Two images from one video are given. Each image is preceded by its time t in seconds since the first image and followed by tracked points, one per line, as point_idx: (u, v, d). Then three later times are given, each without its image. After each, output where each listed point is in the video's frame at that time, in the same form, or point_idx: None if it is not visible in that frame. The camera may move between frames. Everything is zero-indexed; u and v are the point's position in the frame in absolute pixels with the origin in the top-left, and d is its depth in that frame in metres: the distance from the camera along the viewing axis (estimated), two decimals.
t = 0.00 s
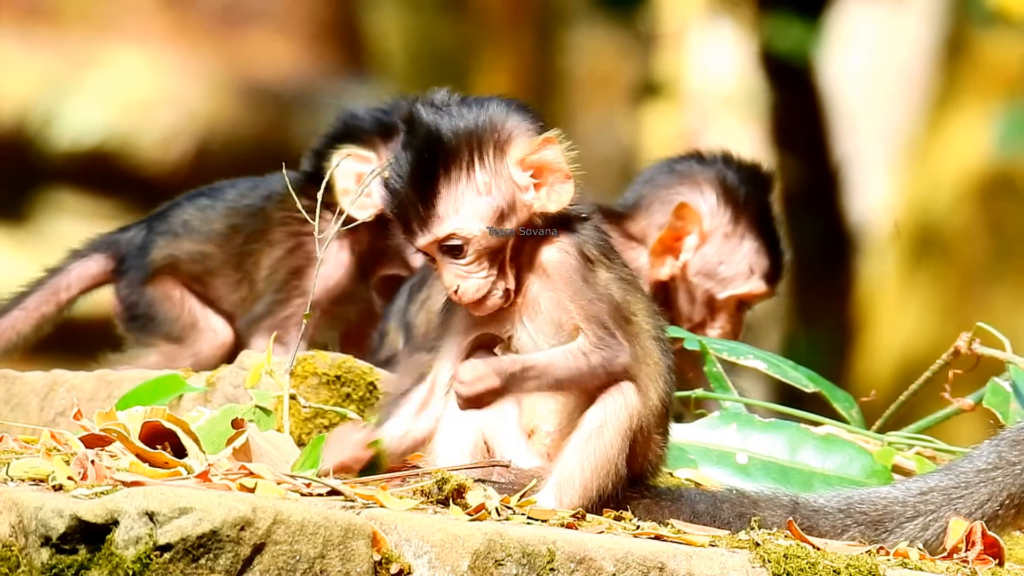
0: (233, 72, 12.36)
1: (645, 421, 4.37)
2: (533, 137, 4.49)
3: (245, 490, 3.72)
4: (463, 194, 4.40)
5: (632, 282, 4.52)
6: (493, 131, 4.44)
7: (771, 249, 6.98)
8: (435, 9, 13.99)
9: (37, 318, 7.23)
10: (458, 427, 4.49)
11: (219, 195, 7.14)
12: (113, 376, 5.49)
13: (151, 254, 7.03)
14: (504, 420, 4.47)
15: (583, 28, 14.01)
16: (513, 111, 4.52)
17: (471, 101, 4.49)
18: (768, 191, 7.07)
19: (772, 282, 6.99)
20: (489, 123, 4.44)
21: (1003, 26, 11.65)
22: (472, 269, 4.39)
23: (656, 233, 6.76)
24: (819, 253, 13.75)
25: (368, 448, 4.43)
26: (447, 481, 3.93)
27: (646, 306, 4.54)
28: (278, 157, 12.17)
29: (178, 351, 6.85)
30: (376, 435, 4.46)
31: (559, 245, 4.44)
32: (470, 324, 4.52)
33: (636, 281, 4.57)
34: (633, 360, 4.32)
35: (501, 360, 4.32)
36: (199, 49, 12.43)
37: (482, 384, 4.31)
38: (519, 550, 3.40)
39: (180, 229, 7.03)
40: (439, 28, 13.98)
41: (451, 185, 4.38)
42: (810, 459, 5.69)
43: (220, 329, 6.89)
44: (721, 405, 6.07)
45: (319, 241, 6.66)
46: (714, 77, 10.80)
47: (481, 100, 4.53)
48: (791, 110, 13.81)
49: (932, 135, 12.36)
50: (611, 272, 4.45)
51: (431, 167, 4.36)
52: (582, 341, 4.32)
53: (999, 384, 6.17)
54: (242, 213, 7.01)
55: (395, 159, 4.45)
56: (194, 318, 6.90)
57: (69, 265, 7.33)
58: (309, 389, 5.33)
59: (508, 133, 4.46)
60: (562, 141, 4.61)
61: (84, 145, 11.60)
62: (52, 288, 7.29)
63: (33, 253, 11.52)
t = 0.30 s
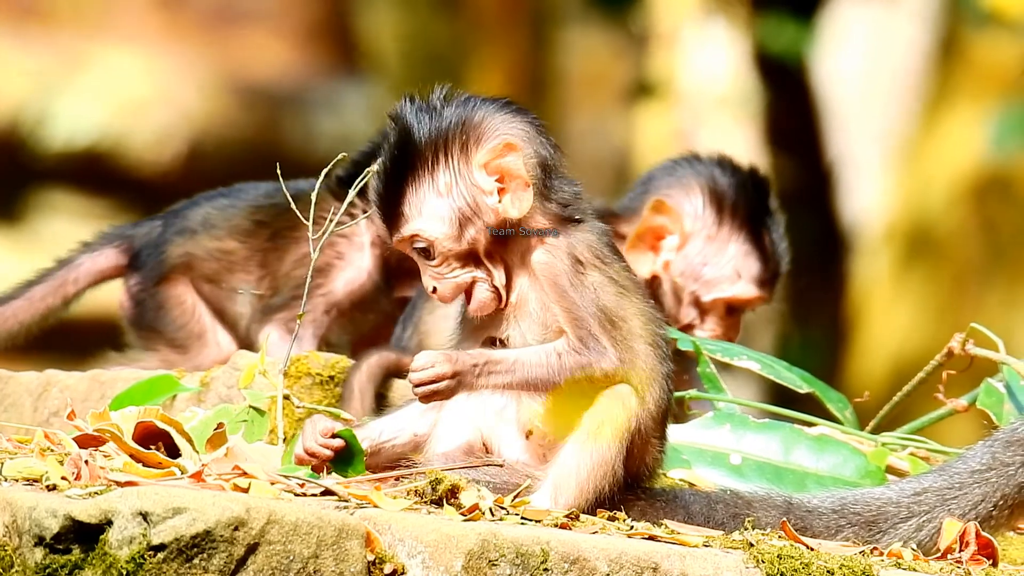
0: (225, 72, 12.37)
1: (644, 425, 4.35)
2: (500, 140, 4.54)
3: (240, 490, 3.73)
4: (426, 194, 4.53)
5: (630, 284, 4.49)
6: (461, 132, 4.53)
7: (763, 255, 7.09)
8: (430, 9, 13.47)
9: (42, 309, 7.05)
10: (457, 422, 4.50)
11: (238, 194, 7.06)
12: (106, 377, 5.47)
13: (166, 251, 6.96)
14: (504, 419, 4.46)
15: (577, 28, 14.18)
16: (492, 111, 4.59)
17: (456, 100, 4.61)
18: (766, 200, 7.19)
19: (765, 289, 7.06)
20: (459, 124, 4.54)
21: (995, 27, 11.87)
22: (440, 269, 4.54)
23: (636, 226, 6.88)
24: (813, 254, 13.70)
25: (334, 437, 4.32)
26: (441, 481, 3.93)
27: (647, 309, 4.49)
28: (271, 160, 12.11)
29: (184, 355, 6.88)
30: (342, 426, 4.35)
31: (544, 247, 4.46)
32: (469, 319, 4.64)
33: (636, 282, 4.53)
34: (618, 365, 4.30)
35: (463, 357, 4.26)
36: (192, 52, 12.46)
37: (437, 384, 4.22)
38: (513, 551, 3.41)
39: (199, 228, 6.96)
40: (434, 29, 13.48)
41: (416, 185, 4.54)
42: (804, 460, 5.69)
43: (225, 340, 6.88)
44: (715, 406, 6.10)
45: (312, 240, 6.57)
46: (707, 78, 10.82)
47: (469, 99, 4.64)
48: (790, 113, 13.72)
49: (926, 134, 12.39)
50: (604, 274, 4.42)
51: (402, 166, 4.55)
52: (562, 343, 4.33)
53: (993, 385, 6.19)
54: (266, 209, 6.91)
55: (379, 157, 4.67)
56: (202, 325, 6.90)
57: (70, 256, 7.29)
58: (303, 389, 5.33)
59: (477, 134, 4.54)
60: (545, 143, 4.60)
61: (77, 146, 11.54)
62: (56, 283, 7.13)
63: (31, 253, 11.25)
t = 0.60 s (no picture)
0: (218, 71, 12.36)
1: (642, 433, 4.37)
2: (512, 146, 4.47)
3: (232, 491, 3.72)
4: (434, 196, 4.51)
5: (646, 291, 4.42)
6: (475, 135, 4.48)
7: (729, 228, 7.29)
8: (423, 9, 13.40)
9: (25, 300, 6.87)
10: (458, 419, 4.58)
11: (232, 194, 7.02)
12: (98, 377, 5.47)
13: (157, 235, 6.78)
14: (503, 417, 4.57)
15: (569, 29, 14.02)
16: (510, 115, 4.53)
17: (476, 101, 4.55)
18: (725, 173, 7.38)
19: (735, 263, 7.24)
20: (473, 128, 4.48)
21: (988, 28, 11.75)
22: (446, 268, 4.55)
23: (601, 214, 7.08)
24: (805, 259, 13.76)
25: (360, 423, 4.59)
26: (433, 482, 3.93)
27: (661, 318, 4.46)
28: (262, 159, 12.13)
29: (180, 300, 6.65)
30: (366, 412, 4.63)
31: (554, 249, 4.43)
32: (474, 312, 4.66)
33: (654, 291, 4.48)
34: (632, 370, 4.29)
35: (464, 358, 4.25)
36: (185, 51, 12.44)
37: (437, 381, 4.20)
38: (506, 551, 3.40)
39: (196, 218, 6.82)
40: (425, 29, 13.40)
41: (427, 187, 4.51)
42: (797, 460, 5.70)
43: (211, 262, 6.74)
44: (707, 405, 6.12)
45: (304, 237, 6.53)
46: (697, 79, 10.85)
47: (490, 100, 4.58)
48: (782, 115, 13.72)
49: (918, 134, 12.44)
50: (615, 279, 4.36)
51: (417, 166, 4.53)
52: (569, 345, 4.33)
53: (985, 385, 6.20)
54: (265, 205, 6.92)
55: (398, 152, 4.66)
56: (178, 264, 6.71)
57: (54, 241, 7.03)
58: (296, 389, 5.33)
59: (489, 139, 4.48)
60: (560, 149, 4.52)
61: (68, 146, 11.54)
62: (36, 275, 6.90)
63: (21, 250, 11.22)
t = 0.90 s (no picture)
0: (210, 73, 12.34)
1: (638, 437, 4.33)
2: (514, 143, 4.43)
3: (225, 492, 3.72)
4: (437, 189, 4.48)
5: (645, 299, 4.34)
6: (479, 129, 4.45)
7: (680, 146, 6.48)
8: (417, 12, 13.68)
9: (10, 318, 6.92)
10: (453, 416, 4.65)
11: (197, 191, 6.75)
12: (91, 378, 5.45)
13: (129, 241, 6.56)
14: (496, 418, 4.56)
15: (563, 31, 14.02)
16: (519, 112, 4.48)
17: (490, 97, 4.53)
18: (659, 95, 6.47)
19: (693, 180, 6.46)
20: (477, 122, 4.45)
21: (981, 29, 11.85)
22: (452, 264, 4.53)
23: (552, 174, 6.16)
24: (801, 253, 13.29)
25: (376, 414, 4.82)
26: (426, 483, 3.94)
27: (661, 326, 4.36)
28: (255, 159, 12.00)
29: (176, 305, 6.43)
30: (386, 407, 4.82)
31: (549, 251, 4.38)
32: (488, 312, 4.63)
33: (656, 298, 4.39)
34: (622, 376, 4.23)
35: (445, 360, 4.28)
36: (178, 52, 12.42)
37: (415, 381, 4.23)
38: (499, 552, 3.41)
39: (163, 220, 6.58)
40: (418, 32, 13.69)
41: (429, 178, 4.48)
42: (790, 461, 5.71)
43: (196, 260, 6.49)
44: (699, 406, 6.13)
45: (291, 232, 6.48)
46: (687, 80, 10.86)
47: (504, 98, 4.55)
48: (775, 116, 13.35)
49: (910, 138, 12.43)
50: (610, 283, 4.31)
51: (426, 158, 4.52)
52: (555, 348, 4.31)
53: (978, 385, 6.23)
54: (232, 203, 6.64)
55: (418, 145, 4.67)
56: (161, 267, 6.47)
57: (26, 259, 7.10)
58: (288, 390, 5.39)
59: (493, 133, 4.44)
60: (566, 150, 4.46)
61: (61, 148, 11.54)
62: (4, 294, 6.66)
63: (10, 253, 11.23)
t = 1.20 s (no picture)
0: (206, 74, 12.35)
1: (629, 439, 4.31)
2: (521, 147, 4.38)
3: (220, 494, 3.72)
4: (446, 195, 4.47)
5: (646, 307, 4.31)
6: (485, 133, 4.41)
7: (643, 102, 6.35)
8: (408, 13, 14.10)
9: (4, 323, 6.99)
10: (452, 416, 4.64)
11: (180, 191, 6.95)
12: (86, 380, 5.45)
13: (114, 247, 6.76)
14: (494, 421, 4.58)
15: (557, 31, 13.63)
16: (525, 115, 4.43)
17: (497, 100, 4.49)
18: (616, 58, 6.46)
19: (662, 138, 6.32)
20: (483, 127, 4.41)
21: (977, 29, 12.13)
22: (459, 267, 4.51)
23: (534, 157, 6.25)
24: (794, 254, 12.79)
25: (376, 415, 4.73)
26: (422, 484, 3.93)
27: (661, 334, 4.33)
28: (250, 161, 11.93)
29: (163, 307, 6.63)
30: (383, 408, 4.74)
31: (553, 255, 4.36)
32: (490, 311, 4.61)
33: (658, 305, 4.36)
34: (619, 385, 4.21)
35: (443, 358, 4.31)
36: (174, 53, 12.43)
37: (411, 376, 4.29)
38: (494, 553, 3.40)
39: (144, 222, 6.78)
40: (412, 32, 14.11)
41: (437, 183, 4.48)
42: (784, 462, 5.71)
43: (183, 261, 6.69)
44: (694, 407, 6.13)
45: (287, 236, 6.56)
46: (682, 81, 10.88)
47: (511, 100, 4.50)
48: (766, 125, 12.74)
49: (905, 141, 12.50)
50: (612, 291, 4.28)
51: (435, 163, 4.50)
52: (553, 352, 4.29)
53: (973, 387, 6.24)
54: (216, 204, 6.82)
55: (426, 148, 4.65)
56: (150, 271, 6.67)
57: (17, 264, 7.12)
58: (283, 392, 5.41)
59: (498, 138, 4.39)
60: (573, 152, 4.40)
61: (57, 149, 11.51)
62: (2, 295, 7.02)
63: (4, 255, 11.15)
